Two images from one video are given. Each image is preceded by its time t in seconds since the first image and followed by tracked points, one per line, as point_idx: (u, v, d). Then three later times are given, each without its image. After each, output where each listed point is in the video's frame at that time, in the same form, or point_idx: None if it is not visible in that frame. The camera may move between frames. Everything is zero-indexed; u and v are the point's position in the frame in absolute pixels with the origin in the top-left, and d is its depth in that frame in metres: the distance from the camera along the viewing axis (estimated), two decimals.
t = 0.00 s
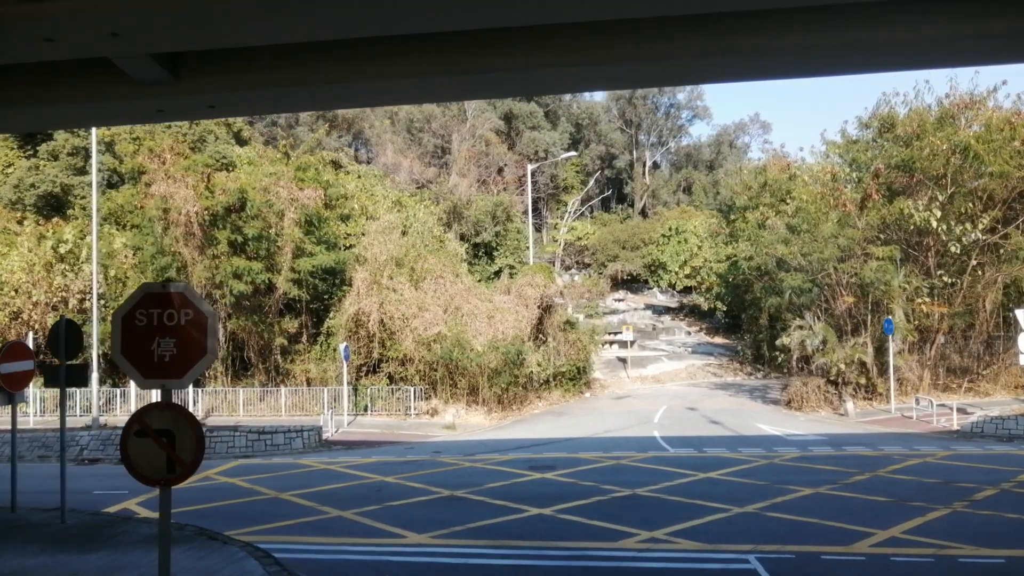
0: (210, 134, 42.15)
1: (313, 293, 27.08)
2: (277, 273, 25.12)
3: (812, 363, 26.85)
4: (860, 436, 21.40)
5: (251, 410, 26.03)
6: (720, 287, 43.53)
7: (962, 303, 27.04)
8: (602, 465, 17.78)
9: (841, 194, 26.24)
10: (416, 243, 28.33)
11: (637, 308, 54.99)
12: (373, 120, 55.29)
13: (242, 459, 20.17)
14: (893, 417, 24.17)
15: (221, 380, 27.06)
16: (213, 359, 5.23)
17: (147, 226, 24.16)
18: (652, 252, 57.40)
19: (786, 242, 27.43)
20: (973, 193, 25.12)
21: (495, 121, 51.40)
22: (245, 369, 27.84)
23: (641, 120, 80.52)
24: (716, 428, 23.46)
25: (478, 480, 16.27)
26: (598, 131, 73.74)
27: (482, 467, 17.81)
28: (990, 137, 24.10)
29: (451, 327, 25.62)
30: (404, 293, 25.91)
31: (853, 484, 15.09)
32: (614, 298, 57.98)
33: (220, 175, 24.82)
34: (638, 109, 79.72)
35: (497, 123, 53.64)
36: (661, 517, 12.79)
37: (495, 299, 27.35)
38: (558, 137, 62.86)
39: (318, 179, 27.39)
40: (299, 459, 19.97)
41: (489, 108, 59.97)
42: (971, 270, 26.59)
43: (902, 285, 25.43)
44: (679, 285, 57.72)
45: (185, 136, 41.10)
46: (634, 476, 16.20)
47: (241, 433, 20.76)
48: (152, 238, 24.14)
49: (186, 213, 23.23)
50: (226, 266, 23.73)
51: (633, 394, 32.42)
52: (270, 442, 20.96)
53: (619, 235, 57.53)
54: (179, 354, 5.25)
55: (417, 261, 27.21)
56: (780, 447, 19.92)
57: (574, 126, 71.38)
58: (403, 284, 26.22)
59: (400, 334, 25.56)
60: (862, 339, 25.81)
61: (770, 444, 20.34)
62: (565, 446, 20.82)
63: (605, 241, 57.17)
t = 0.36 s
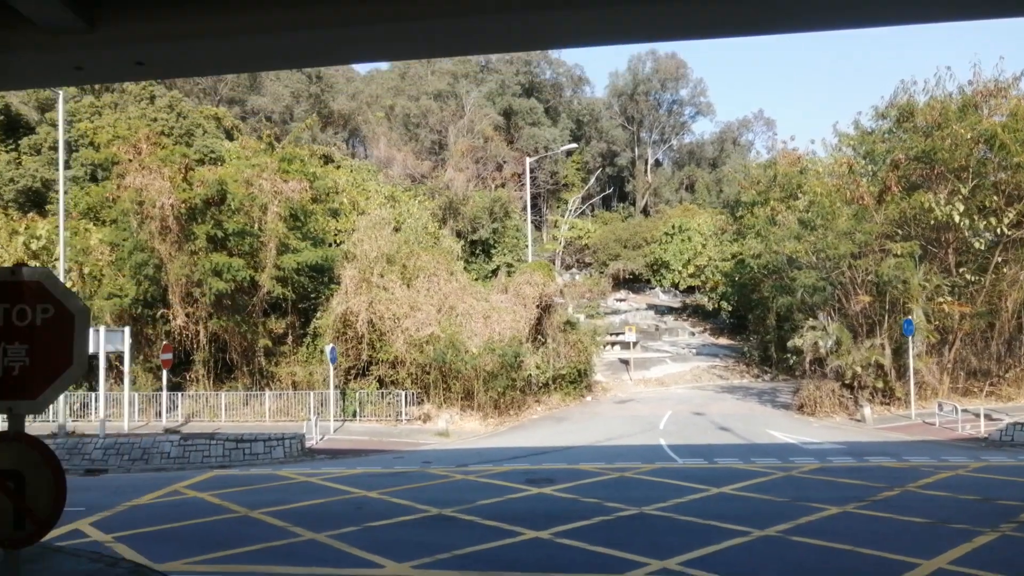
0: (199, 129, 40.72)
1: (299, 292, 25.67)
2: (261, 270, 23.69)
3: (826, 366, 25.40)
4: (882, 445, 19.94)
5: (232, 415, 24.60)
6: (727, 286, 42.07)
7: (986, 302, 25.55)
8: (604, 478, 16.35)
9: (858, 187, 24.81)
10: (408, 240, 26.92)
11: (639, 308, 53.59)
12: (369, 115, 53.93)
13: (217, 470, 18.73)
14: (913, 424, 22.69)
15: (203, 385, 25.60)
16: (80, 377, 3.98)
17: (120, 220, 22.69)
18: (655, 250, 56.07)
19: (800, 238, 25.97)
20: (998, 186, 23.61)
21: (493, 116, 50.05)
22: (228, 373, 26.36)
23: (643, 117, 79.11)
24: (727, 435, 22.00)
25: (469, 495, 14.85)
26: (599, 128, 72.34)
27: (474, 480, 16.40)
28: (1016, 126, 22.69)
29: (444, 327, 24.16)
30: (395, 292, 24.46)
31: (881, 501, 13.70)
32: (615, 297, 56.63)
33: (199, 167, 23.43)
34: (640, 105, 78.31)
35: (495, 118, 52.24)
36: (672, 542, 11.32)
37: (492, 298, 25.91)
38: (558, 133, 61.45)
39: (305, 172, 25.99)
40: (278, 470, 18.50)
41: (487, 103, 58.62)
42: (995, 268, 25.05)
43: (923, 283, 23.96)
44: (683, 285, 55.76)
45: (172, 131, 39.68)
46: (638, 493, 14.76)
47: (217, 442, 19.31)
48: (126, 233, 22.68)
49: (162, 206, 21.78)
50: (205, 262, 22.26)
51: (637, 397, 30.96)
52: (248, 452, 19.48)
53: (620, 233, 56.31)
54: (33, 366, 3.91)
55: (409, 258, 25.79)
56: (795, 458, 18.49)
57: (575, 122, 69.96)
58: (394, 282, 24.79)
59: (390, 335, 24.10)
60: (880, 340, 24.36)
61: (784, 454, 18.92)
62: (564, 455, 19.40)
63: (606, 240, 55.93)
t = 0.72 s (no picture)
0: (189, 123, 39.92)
1: (283, 288, 24.26)
2: (242, 266, 22.26)
3: (841, 368, 24.00)
4: (905, 454, 18.53)
5: (213, 419, 23.22)
6: (733, 284, 40.67)
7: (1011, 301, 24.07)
8: (607, 493, 14.98)
9: (878, 177, 23.26)
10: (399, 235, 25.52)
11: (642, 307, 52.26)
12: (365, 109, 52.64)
13: (189, 480, 17.35)
14: (936, 430, 21.27)
15: (182, 387, 24.18)
16: None
17: (91, 211, 21.27)
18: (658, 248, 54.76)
19: (815, 232, 24.54)
20: None
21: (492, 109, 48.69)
22: (210, 375, 24.93)
23: (645, 113, 77.71)
24: (737, 442, 20.62)
25: (459, 512, 13.49)
26: (600, 124, 70.97)
27: (465, 494, 15.02)
28: None
29: (437, 326, 22.73)
30: (385, 289, 23.03)
31: (916, 520, 12.32)
32: (617, 296, 55.36)
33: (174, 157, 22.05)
34: (642, 101, 76.83)
35: (494, 112, 50.95)
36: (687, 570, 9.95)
37: (488, 296, 24.53)
38: (558, 128, 60.12)
39: (290, 163, 24.40)
40: (255, 480, 17.13)
41: (486, 97, 57.29)
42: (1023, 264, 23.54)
43: (946, 280, 22.48)
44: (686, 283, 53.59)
45: (159, 124, 38.40)
46: (646, 509, 13.38)
47: (190, 450, 17.93)
48: (97, 225, 21.25)
49: (134, 196, 20.28)
50: (180, 256, 20.73)
51: (640, 400, 29.57)
52: (224, 460, 18.10)
53: (622, 232, 55.37)
54: None
55: (400, 254, 24.41)
56: (814, 469, 17.10)
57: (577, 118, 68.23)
58: (384, 278, 23.37)
59: (379, 335, 22.67)
60: (899, 340, 22.94)
61: (802, 464, 17.53)
62: (564, 464, 18.01)
63: (607, 239, 54.89)
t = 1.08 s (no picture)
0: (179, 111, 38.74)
1: (268, 286, 23.00)
2: (223, 264, 20.97)
3: (858, 371, 22.71)
4: (933, 464, 17.19)
5: (193, 426, 21.94)
6: (741, 283, 39.36)
7: None
8: (613, 510, 13.65)
9: (898, 168, 21.64)
10: (391, 231, 24.23)
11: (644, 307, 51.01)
12: (360, 105, 51.37)
13: (160, 494, 16.05)
14: (961, 437, 19.97)
15: (162, 393, 22.89)
16: None
17: (62, 205, 19.97)
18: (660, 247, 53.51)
19: (832, 227, 23.28)
20: None
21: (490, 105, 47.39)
22: (192, 379, 23.65)
23: (648, 110, 76.31)
24: (750, 450, 19.31)
25: (449, 534, 12.16)
26: (602, 121, 69.70)
27: (456, 512, 13.70)
28: None
29: (431, 327, 21.44)
30: (376, 288, 21.74)
31: (959, 544, 10.97)
32: (619, 296, 54.11)
33: (150, 148, 20.80)
34: (644, 98, 75.27)
35: (493, 107, 49.69)
36: None
37: (484, 295, 23.26)
38: (559, 125, 58.85)
39: (271, 153, 23.34)
40: (230, 495, 15.81)
41: (485, 93, 56.02)
42: None
43: (972, 277, 21.10)
44: (691, 282, 51.41)
45: (146, 119, 37.18)
46: (655, 530, 12.08)
47: (162, 462, 16.63)
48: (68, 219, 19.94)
49: (103, 188, 18.92)
50: (155, 253, 19.48)
51: (645, 404, 28.25)
52: (198, 472, 16.78)
53: (624, 230, 54.10)
54: None
55: (392, 251, 23.08)
56: (837, 481, 15.74)
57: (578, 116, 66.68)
58: (375, 277, 22.05)
59: (369, 337, 21.37)
60: (920, 342, 21.66)
61: (822, 475, 16.18)
62: (565, 476, 16.68)
63: (608, 238, 53.65)
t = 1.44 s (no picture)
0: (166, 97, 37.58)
1: (252, 285, 21.87)
2: (204, 261, 19.88)
3: (875, 373, 21.56)
4: (960, 473, 16.01)
5: (174, 433, 20.74)
6: (747, 282, 38.24)
7: None
8: (618, 527, 12.46)
9: (920, 156, 20.21)
10: (383, 228, 23.12)
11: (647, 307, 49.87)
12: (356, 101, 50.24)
13: (128, 509, 14.90)
14: (987, 443, 18.79)
15: (143, 398, 21.67)
16: None
17: (32, 200, 18.88)
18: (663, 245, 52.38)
19: (848, 221, 22.36)
20: None
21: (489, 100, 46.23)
22: (174, 383, 22.48)
23: (649, 107, 75.10)
24: (763, 458, 18.13)
25: (438, 556, 10.98)
26: (603, 118, 68.53)
27: (446, 530, 12.53)
28: None
29: (425, 328, 20.29)
30: (366, 287, 20.54)
31: (1007, 570, 9.76)
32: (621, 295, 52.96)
33: (125, 140, 19.75)
34: (645, 94, 74.00)
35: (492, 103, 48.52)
36: None
37: (481, 294, 22.11)
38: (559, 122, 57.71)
39: (254, 145, 22.24)
40: (205, 510, 14.65)
41: (484, 89, 54.86)
42: None
43: (997, 274, 19.89)
44: (695, 280, 50.05)
45: (133, 114, 36.05)
46: (664, 551, 10.89)
47: (133, 473, 15.48)
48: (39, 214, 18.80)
49: (70, 182, 17.71)
50: (129, 251, 18.37)
51: (650, 408, 27.08)
52: (172, 484, 15.62)
53: (626, 228, 53.14)
54: None
55: (384, 248, 21.86)
56: (860, 494, 14.54)
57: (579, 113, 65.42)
58: (365, 275, 20.82)
59: (359, 338, 20.22)
60: (942, 342, 20.51)
61: (844, 487, 14.98)
62: (566, 488, 15.52)
63: (610, 236, 52.75)
